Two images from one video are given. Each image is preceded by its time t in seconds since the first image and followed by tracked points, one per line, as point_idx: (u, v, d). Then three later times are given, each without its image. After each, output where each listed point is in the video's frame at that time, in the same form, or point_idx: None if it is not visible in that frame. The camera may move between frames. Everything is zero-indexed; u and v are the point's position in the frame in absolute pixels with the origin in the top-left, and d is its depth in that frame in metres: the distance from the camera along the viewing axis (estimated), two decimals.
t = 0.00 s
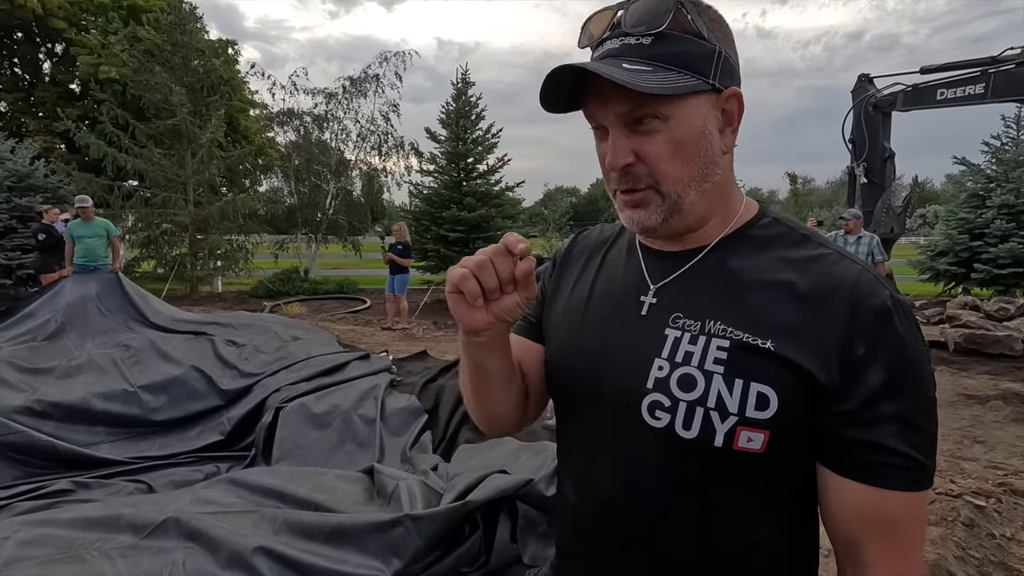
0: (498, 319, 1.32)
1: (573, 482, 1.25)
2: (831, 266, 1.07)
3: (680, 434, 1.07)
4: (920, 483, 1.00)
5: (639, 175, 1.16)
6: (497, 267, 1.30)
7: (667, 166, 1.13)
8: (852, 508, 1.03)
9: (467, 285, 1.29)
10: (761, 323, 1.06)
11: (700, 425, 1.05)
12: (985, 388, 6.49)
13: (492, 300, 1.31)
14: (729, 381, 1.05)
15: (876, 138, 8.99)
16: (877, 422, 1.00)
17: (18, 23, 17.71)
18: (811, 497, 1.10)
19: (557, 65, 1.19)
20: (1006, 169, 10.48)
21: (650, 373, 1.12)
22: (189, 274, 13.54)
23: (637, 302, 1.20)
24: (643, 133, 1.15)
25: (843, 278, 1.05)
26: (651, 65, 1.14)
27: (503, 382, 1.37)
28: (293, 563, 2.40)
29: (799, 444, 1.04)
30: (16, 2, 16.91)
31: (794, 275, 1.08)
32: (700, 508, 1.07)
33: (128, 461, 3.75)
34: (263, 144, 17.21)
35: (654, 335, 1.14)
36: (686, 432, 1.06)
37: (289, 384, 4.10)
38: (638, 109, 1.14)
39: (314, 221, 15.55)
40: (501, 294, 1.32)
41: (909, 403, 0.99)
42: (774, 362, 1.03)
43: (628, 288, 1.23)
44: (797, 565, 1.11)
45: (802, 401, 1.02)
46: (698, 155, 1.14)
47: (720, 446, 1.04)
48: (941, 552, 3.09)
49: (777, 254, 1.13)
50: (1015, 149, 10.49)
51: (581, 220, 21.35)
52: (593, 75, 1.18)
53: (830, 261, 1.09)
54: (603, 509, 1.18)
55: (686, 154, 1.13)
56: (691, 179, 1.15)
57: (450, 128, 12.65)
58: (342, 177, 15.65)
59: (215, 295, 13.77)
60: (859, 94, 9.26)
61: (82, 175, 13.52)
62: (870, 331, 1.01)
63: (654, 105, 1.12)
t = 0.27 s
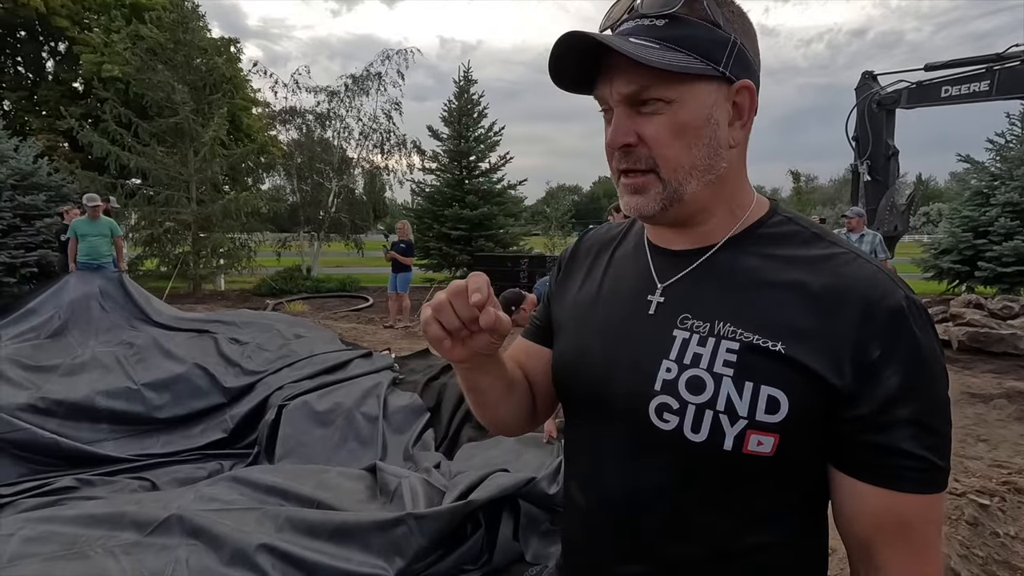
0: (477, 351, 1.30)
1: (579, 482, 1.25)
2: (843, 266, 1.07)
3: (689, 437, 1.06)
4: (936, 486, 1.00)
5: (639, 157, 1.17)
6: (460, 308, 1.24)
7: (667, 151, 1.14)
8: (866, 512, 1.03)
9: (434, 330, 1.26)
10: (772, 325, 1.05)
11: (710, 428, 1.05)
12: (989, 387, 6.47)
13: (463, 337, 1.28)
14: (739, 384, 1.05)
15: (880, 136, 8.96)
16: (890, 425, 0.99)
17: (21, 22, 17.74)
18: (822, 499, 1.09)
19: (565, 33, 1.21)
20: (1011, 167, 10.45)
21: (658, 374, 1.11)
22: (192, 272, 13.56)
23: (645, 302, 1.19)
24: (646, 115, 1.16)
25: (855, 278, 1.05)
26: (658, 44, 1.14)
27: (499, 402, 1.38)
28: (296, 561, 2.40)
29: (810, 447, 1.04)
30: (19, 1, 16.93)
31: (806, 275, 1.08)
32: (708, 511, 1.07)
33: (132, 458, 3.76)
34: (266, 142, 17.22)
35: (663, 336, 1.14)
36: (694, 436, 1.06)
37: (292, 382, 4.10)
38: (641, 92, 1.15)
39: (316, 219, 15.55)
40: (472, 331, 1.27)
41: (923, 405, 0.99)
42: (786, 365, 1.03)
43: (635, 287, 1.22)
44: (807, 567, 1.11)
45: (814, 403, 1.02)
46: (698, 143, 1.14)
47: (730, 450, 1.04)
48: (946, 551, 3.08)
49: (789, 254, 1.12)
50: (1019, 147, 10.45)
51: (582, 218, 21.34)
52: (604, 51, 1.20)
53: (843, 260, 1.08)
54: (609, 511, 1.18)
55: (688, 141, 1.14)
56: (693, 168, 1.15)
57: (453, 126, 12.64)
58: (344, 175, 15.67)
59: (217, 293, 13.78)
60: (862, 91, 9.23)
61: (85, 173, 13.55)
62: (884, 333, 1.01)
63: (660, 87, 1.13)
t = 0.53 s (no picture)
0: (462, 327, 1.32)
1: (583, 481, 1.25)
2: (856, 266, 1.06)
3: (696, 439, 1.06)
4: (950, 492, 0.99)
5: (651, 138, 1.17)
6: (444, 280, 1.29)
7: (680, 136, 1.14)
8: (878, 518, 1.02)
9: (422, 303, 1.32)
10: (783, 325, 1.04)
11: (717, 430, 1.04)
12: (991, 385, 6.45)
13: (448, 309, 1.32)
14: (748, 385, 1.04)
15: (883, 134, 8.94)
16: (905, 430, 0.98)
17: (23, 20, 17.76)
18: (832, 504, 1.08)
19: (590, 0, 1.20)
20: (1014, 165, 10.42)
21: (664, 374, 1.10)
22: (193, 271, 13.56)
23: (651, 298, 1.19)
24: (663, 98, 1.15)
25: (871, 277, 1.03)
26: (683, 22, 1.12)
27: (493, 382, 1.39)
28: (297, 560, 2.40)
29: (820, 448, 1.03)
30: None
31: (819, 274, 1.07)
32: (715, 514, 1.06)
33: (133, 457, 3.76)
34: (267, 141, 17.22)
35: (671, 336, 1.13)
36: (702, 437, 1.05)
37: (293, 381, 4.10)
38: (660, 73, 1.15)
39: (317, 217, 15.55)
40: (457, 304, 1.31)
41: (938, 410, 0.98)
42: (797, 365, 1.02)
43: (642, 284, 1.22)
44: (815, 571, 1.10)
45: (826, 405, 1.00)
46: (711, 132, 1.13)
47: (738, 453, 1.03)
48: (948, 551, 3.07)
49: (802, 253, 1.11)
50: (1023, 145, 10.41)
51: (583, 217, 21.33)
52: (630, 27, 1.20)
53: (858, 260, 1.07)
54: (614, 512, 1.17)
55: (702, 129, 1.13)
56: (703, 159, 1.14)
57: (454, 124, 12.63)
58: (345, 174, 15.67)
59: (219, 292, 13.78)
60: (865, 89, 9.20)
61: (87, 172, 13.57)
62: (900, 334, 0.99)
63: (682, 70, 1.13)
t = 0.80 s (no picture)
0: (447, 324, 1.33)
1: (578, 474, 1.24)
2: (857, 258, 1.05)
3: (690, 430, 1.05)
4: (954, 489, 0.98)
5: (654, 133, 1.16)
6: (423, 279, 1.30)
7: (683, 132, 1.13)
8: (882, 515, 1.01)
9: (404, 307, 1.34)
10: (780, 316, 1.04)
11: (711, 421, 1.04)
12: (991, 384, 6.45)
13: (429, 308, 1.33)
14: (743, 376, 1.03)
15: (883, 132, 8.93)
16: (906, 425, 0.97)
17: (22, 19, 17.73)
18: (833, 501, 1.08)
19: None
20: (1014, 164, 10.40)
21: (659, 365, 1.10)
22: (193, 269, 13.55)
23: (647, 289, 1.19)
24: (666, 92, 1.15)
25: (870, 270, 1.03)
26: (688, 17, 1.12)
27: (491, 375, 1.40)
28: (297, 559, 2.39)
29: (816, 441, 1.02)
30: None
31: (816, 266, 1.07)
32: (711, 509, 1.06)
33: (133, 455, 3.75)
34: (267, 139, 17.19)
35: (666, 328, 1.13)
36: (696, 429, 1.05)
37: (293, 379, 4.10)
38: (664, 68, 1.14)
39: (317, 216, 15.54)
40: (438, 301, 1.32)
41: (940, 405, 0.97)
42: (793, 357, 1.01)
43: (637, 276, 1.22)
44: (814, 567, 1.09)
45: (822, 396, 1.00)
46: (715, 127, 1.13)
47: (732, 444, 1.02)
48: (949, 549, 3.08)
49: (801, 246, 1.11)
50: None
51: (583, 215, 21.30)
52: (634, 21, 1.19)
53: (857, 253, 1.07)
54: (607, 505, 1.17)
55: (706, 125, 1.13)
56: (707, 155, 1.14)
57: (454, 123, 12.61)
58: (345, 173, 15.65)
59: (218, 291, 13.77)
60: (865, 88, 9.18)
61: (86, 170, 13.56)
62: (899, 327, 0.99)
63: (686, 65, 1.12)
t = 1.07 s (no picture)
0: (444, 332, 1.32)
1: (572, 471, 1.24)
2: (849, 254, 1.05)
3: (682, 427, 1.05)
4: (945, 486, 0.97)
5: (651, 131, 1.16)
6: (417, 289, 1.29)
7: (681, 128, 1.13)
8: (873, 510, 1.01)
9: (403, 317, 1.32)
10: (773, 313, 1.03)
11: (703, 418, 1.03)
12: (990, 383, 6.46)
13: (426, 317, 1.32)
14: (735, 372, 1.02)
15: (882, 131, 8.93)
16: (899, 421, 0.97)
17: (20, 17, 17.69)
18: (825, 497, 1.08)
19: None
20: (1013, 163, 10.40)
21: (651, 362, 1.10)
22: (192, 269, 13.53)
23: (641, 285, 1.18)
24: (662, 90, 1.14)
25: (863, 266, 1.03)
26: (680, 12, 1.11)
27: (493, 377, 1.39)
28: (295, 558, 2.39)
29: (808, 438, 1.02)
30: None
31: (808, 263, 1.06)
32: (704, 506, 1.05)
33: (131, 454, 3.75)
34: (266, 138, 17.17)
35: (658, 323, 1.12)
36: (687, 425, 1.04)
37: (292, 378, 4.09)
38: (659, 64, 1.13)
39: (316, 215, 15.53)
40: (433, 310, 1.31)
41: (932, 401, 0.96)
42: (785, 353, 1.01)
43: (631, 272, 1.21)
44: (807, 564, 1.09)
45: (814, 392, 1.00)
46: (713, 123, 1.12)
47: (724, 441, 1.02)
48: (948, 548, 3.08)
49: (794, 242, 1.10)
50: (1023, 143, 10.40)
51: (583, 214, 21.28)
52: (627, 18, 1.19)
53: (851, 248, 1.06)
54: (600, 502, 1.17)
55: (703, 120, 1.12)
56: (705, 150, 1.14)
57: (453, 122, 12.60)
58: (344, 172, 15.63)
59: (217, 290, 13.75)
60: (864, 87, 9.18)
61: (85, 169, 13.53)
62: (892, 323, 0.98)
63: (680, 61, 1.12)
